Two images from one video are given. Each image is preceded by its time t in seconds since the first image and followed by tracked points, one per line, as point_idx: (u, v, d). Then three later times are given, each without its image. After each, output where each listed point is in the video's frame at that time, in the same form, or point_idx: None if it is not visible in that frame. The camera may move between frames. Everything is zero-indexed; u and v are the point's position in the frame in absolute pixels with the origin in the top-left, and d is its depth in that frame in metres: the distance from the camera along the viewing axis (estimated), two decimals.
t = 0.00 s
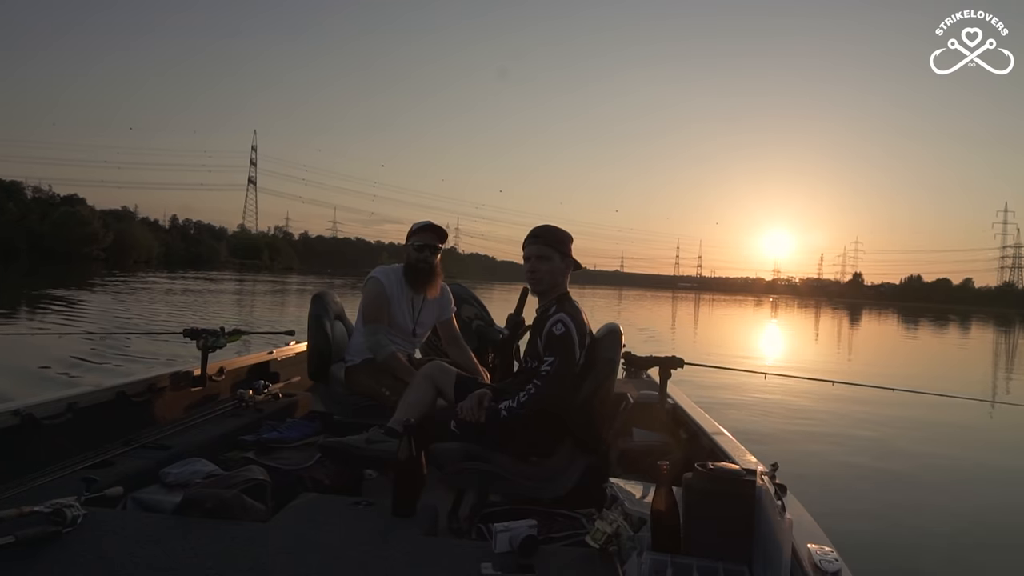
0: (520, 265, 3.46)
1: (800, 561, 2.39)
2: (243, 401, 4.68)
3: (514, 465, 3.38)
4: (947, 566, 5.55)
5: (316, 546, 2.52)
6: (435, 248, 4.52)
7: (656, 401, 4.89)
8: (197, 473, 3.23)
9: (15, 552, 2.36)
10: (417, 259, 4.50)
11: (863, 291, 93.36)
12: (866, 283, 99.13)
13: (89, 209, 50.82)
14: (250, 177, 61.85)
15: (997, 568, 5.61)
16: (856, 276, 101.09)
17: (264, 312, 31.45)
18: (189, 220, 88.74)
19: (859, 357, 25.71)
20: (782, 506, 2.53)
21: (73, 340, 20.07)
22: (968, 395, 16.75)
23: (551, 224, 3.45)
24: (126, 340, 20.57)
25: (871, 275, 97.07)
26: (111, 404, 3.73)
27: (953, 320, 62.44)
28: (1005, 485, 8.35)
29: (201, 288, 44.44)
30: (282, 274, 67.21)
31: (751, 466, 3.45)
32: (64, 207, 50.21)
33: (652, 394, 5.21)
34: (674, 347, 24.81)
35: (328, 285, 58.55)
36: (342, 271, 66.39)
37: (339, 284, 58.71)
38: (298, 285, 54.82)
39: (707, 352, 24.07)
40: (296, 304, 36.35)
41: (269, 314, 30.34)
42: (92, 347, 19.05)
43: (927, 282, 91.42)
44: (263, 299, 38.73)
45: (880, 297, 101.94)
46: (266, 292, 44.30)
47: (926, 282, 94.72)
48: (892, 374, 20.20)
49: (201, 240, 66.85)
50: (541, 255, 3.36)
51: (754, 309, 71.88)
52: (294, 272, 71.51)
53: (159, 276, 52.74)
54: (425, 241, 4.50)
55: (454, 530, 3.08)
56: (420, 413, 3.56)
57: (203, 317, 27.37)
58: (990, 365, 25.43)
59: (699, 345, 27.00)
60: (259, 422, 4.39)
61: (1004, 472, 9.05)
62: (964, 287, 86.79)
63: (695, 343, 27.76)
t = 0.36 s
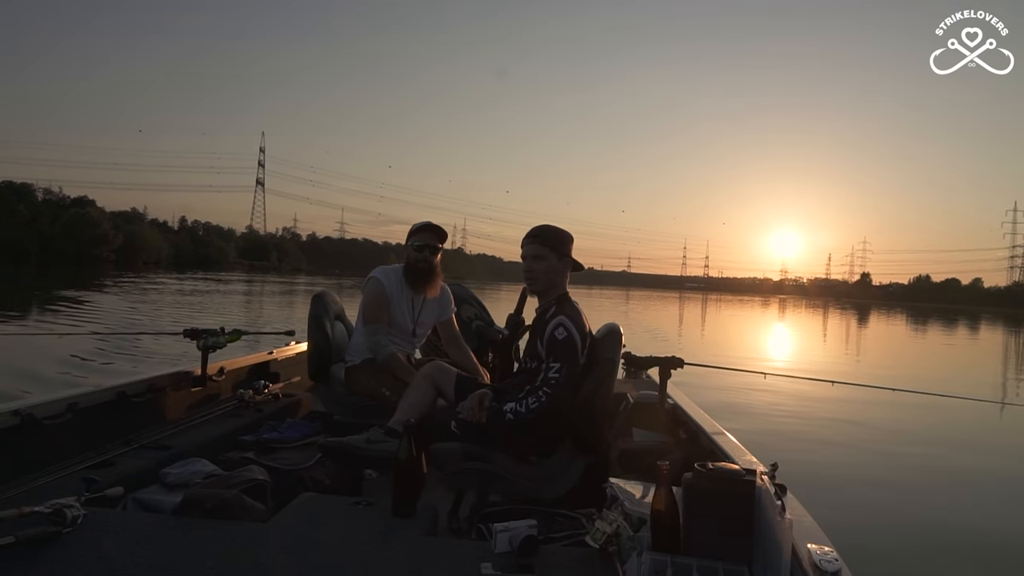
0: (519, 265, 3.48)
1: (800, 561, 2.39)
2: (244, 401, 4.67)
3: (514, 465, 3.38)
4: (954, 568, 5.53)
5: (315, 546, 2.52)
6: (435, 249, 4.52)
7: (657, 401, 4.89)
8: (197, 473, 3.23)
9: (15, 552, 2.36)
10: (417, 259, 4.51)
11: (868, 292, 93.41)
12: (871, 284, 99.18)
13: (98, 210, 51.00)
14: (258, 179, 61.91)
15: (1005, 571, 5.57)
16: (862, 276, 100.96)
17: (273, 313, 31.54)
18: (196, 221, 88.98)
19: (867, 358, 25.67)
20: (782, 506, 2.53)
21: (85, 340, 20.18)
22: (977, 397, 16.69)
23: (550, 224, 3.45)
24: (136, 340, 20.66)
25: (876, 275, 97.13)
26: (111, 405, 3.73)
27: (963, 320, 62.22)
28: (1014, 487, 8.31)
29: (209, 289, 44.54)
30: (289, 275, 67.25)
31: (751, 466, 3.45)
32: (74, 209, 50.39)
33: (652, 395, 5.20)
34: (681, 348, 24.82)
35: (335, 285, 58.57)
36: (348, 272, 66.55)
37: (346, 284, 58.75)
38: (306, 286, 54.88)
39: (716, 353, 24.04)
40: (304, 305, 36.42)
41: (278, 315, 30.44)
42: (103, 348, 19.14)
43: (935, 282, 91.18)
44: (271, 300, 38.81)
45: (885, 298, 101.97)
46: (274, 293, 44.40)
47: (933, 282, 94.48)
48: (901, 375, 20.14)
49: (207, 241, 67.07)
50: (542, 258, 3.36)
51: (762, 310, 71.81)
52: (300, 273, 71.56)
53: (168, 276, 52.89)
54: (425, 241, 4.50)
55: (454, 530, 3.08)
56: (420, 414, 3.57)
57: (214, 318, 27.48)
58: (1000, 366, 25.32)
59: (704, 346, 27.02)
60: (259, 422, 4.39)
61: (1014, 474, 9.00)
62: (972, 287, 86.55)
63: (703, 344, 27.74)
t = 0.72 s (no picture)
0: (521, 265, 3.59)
1: (800, 562, 2.39)
2: (244, 401, 4.68)
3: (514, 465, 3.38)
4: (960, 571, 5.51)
5: (315, 546, 2.52)
6: (435, 249, 4.52)
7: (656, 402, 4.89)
8: (197, 473, 3.23)
9: (16, 552, 2.36)
10: (417, 260, 4.50)
11: (874, 292, 93.41)
12: (877, 284, 99.19)
13: (109, 212, 51.22)
14: (265, 179, 61.99)
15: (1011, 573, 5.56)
16: (869, 276, 100.87)
17: (282, 313, 31.66)
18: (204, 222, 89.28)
19: (876, 358, 25.64)
20: (782, 507, 2.53)
21: (97, 340, 20.30)
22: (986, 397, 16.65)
23: (552, 226, 3.45)
24: (147, 340, 20.77)
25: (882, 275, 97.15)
26: (112, 405, 3.73)
27: (974, 321, 62.11)
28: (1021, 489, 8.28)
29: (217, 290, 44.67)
30: (296, 275, 67.35)
31: (751, 466, 3.45)
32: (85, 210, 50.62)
33: (653, 395, 5.20)
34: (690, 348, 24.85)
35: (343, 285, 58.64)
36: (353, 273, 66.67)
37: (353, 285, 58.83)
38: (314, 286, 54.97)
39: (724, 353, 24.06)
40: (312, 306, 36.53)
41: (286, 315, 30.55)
42: (116, 347, 19.26)
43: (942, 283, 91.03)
44: (279, 300, 38.92)
45: (892, 298, 101.83)
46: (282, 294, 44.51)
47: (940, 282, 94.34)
48: (910, 376, 20.13)
49: (213, 241, 67.32)
50: (544, 259, 3.37)
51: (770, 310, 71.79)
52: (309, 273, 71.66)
53: (177, 276, 53.05)
54: (425, 241, 4.50)
55: (455, 530, 3.09)
56: (420, 414, 3.57)
57: (224, 318, 27.61)
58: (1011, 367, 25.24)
59: (711, 345, 27.11)
60: (259, 422, 4.39)
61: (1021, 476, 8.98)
62: (979, 288, 86.37)
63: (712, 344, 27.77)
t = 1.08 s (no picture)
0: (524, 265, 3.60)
1: (801, 562, 2.38)
2: (244, 401, 4.67)
3: (515, 466, 3.37)
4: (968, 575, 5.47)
5: (315, 546, 2.52)
6: (436, 248, 4.52)
7: (658, 403, 4.88)
8: (197, 473, 3.23)
9: (15, 552, 2.36)
10: (417, 260, 4.50)
11: (880, 292, 93.24)
12: (884, 284, 99.00)
13: (119, 212, 51.38)
14: (273, 180, 62.02)
15: None
16: (877, 277, 100.53)
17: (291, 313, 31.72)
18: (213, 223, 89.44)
19: (886, 360, 25.55)
20: (783, 506, 2.52)
21: (107, 339, 20.35)
22: (996, 399, 16.55)
23: (554, 226, 3.45)
24: (157, 340, 20.83)
25: (889, 276, 96.97)
26: (112, 404, 3.73)
27: (985, 322, 61.72)
28: None
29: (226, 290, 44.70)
30: (303, 275, 67.31)
31: (752, 466, 3.44)
32: (96, 211, 50.81)
33: (654, 395, 5.19)
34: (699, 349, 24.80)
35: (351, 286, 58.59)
36: (359, 273, 66.66)
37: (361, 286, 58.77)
38: (322, 286, 54.95)
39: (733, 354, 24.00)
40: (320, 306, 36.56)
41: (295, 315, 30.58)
42: (127, 347, 19.32)
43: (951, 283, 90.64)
44: (287, 300, 38.95)
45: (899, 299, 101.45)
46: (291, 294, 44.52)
47: (949, 283, 93.93)
48: (919, 377, 20.03)
49: (220, 241, 67.46)
50: (546, 259, 3.36)
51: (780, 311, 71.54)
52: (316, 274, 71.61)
53: (185, 276, 53.10)
54: (425, 241, 4.50)
55: (455, 530, 3.08)
56: (421, 414, 3.57)
57: (235, 318, 27.68)
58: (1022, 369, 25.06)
59: (719, 346, 27.13)
60: (259, 422, 4.39)
61: None
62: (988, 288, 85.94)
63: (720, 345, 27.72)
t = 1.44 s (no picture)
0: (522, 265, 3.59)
1: (801, 561, 2.38)
2: (245, 401, 4.67)
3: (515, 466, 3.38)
4: None
5: (315, 547, 2.52)
6: (436, 248, 4.52)
7: (658, 402, 4.88)
8: (198, 473, 3.23)
9: (16, 551, 2.36)
10: (418, 259, 4.50)
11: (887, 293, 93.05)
12: (890, 284, 98.81)
13: (128, 213, 51.47)
14: (281, 181, 62.02)
15: None
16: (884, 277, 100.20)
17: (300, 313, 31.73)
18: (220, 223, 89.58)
19: (895, 362, 25.47)
20: (783, 506, 2.52)
21: (118, 339, 20.40)
22: (1006, 401, 16.46)
23: (556, 225, 3.45)
24: (167, 339, 20.87)
25: (896, 276, 96.77)
26: (113, 405, 3.73)
27: (995, 323, 61.39)
28: None
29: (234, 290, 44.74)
30: (310, 275, 67.26)
31: (753, 466, 3.44)
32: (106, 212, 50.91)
33: (654, 395, 5.19)
34: (707, 350, 24.75)
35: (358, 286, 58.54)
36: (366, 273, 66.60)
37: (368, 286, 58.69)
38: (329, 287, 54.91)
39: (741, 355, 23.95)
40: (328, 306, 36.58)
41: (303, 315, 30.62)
42: (138, 347, 19.36)
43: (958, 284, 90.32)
44: (296, 300, 38.97)
45: (906, 299, 101.10)
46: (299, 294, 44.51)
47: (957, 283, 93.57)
48: (928, 379, 19.95)
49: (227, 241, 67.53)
50: (549, 258, 3.37)
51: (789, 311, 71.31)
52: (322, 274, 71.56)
53: (194, 276, 53.14)
54: (426, 241, 4.51)
55: (456, 530, 3.08)
56: (421, 413, 3.58)
57: (245, 317, 27.72)
58: None
59: (727, 347, 27.07)
60: (260, 422, 4.39)
61: None
62: (997, 289, 85.57)
63: (728, 346, 27.65)
